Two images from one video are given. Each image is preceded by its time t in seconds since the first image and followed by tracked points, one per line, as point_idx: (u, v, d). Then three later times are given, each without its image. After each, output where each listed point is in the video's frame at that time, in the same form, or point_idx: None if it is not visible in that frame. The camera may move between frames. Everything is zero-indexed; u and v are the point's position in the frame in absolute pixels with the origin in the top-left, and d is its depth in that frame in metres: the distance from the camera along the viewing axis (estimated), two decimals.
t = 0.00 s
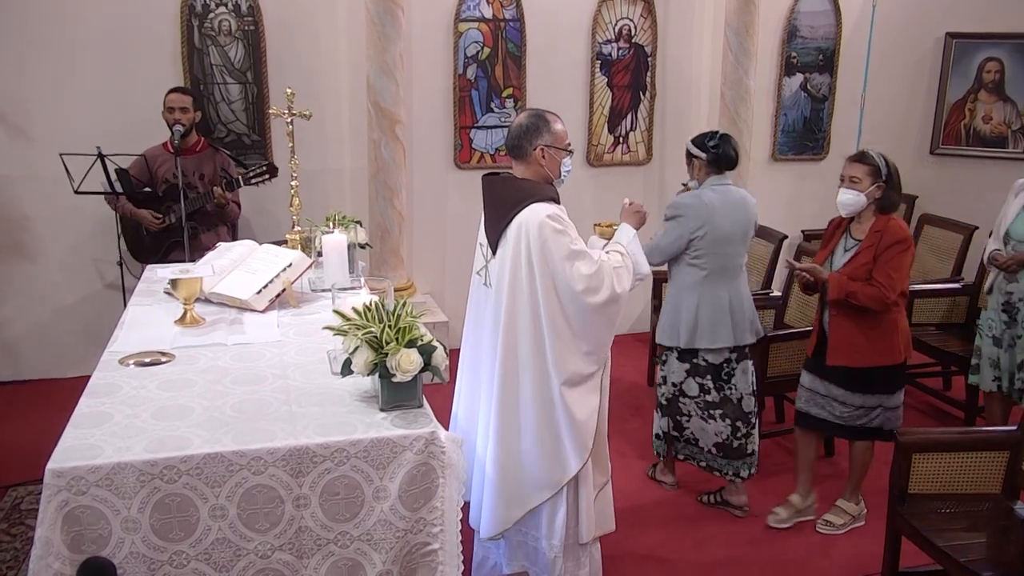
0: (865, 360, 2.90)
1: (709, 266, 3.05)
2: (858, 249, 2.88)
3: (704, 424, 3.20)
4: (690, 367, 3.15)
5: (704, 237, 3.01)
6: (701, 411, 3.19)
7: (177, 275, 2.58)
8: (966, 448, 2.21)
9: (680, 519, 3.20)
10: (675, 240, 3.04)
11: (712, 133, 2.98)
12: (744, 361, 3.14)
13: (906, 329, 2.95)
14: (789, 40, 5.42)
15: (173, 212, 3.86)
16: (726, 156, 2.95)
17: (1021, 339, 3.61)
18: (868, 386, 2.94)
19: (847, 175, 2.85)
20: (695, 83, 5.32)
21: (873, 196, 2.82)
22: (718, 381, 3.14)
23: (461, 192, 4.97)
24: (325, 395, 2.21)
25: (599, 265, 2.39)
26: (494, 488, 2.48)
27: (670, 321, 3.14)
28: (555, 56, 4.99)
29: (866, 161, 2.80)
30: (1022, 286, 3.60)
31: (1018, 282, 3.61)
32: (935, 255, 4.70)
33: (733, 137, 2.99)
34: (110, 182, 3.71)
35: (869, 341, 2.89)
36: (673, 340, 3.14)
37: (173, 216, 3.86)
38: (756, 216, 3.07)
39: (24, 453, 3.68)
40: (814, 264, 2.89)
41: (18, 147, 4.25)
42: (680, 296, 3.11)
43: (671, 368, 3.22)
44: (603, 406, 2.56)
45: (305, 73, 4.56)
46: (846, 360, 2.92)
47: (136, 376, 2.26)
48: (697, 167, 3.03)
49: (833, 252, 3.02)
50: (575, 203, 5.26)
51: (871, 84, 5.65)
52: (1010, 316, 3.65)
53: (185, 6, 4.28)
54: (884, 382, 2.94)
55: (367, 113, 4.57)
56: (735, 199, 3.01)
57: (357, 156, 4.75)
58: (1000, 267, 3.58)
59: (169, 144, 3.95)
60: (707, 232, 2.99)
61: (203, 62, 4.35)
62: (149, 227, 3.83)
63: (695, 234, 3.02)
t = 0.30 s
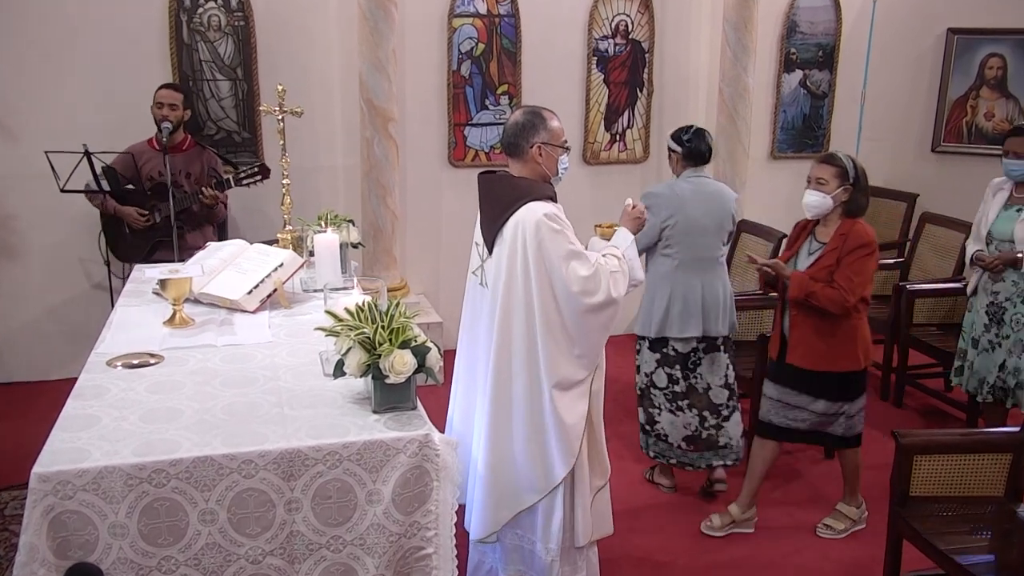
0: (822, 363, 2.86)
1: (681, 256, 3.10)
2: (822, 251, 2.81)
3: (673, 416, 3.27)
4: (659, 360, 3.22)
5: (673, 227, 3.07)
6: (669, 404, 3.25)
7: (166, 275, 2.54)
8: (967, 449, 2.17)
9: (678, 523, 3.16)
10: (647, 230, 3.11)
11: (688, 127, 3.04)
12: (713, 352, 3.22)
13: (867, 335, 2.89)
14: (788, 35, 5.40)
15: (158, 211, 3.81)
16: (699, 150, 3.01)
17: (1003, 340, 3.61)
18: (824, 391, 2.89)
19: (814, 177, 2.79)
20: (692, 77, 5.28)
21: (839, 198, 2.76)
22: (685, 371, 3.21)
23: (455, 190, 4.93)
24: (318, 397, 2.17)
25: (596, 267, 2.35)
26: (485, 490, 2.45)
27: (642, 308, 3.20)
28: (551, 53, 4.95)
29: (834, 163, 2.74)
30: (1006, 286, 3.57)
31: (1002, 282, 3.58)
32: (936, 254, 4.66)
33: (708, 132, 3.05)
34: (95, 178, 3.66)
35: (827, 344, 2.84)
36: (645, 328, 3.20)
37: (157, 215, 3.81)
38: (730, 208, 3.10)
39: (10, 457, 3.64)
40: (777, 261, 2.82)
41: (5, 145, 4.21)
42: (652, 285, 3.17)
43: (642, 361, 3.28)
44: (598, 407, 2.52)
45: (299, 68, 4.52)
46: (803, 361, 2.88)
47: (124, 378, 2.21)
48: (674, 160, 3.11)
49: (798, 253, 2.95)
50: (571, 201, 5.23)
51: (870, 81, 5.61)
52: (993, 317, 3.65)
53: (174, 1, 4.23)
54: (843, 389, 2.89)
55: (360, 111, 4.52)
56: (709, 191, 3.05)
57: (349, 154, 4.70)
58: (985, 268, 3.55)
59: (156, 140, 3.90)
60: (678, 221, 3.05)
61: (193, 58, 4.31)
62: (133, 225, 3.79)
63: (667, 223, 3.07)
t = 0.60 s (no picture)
0: (770, 360, 2.78)
1: (674, 251, 3.09)
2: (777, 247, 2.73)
3: (645, 410, 3.24)
4: (645, 351, 3.17)
5: (666, 222, 3.05)
6: (645, 397, 3.22)
7: (155, 275, 2.49)
8: (969, 452, 2.14)
9: (676, 527, 3.13)
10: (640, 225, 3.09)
11: (679, 124, 3.04)
12: (701, 347, 3.20)
13: (819, 336, 2.81)
14: (787, 32, 5.36)
15: (142, 212, 3.76)
16: (689, 145, 3.01)
17: (998, 342, 3.61)
18: (767, 391, 2.82)
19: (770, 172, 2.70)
20: (691, 77, 5.28)
21: (795, 194, 2.68)
22: (669, 366, 3.17)
23: (450, 188, 4.89)
24: (309, 399, 2.13)
25: (596, 267, 2.32)
26: (482, 494, 2.41)
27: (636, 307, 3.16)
28: (547, 49, 4.91)
29: (791, 159, 2.65)
30: (1002, 287, 3.56)
31: (998, 283, 3.57)
32: (939, 254, 4.62)
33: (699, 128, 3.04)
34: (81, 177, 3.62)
35: (776, 341, 2.77)
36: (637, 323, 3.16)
37: (141, 217, 3.76)
38: (723, 203, 3.09)
39: None
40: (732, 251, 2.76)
41: None
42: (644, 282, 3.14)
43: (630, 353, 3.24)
44: (596, 408, 2.48)
45: (292, 65, 4.48)
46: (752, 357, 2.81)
47: (112, 380, 2.17)
48: (666, 157, 3.10)
49: (754, 248, 2.89)
50: (568, 199, 5.19)
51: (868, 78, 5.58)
52: (987, 319, 3.65)
53: None
54: (787, 393, 2.81)
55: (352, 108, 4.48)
56: (700, 185, 3.04)
57: (341, 152, 4.66)
58: (982, 270, 3.52)
59: (143, 139, 3.85)
60: (672, 215, 3.03)
61: (181, 54, 4.26)
62: (117, 227, 3.74)
63: (661, 218, 3.05)
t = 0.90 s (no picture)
0: (750, 360, 2.70)
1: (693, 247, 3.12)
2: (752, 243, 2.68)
3: (656, 402, 3.22)
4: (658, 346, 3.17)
5: (684, 217, 3.09)
6: (658, 389, 3.20)
7: (142, 275, 2.45)
8: (972, 454, 2.10)
9: (674, 530, 3.09)
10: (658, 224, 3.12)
11: (678, 123, 3.11)
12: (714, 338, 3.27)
13: (797, 334, 2.75)
14: (786, 27, 5.33)
15: (127, 212, 3.70)
16: (695, 142, 3.07)
17: (983, 345, 3.59)
18: (750, 392, 2.72)
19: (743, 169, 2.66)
20: (688, 78, 5.26)
21: (771, 190, 2.63)
22: (684, 356, 3.20)
23: (444, 187, 4.85)
24: (300, 402, 2.09)
25: (598, 265, 2.28)
26: (482, 501, 2.37)
27: (651, 304, 3.15)
28: (543, 45, 4.87)
29: (765, 155, 2.61)
30: (987, 289, 3.54)
31: (984, 284, 3.55)
32: (940, 253, 4.59)
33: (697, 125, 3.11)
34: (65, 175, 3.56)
35: (754, 340, 2.69)
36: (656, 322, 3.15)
37: (126, 217, 3.70)
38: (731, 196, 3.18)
39: None
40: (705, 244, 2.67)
41: None
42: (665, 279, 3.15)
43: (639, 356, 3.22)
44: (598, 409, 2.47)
45: (285, 63, 4.44)
46: (729, 359, 2.73)
47: (98, 382, 2.12)
48: (669, 157, 3.16)
49: (730, 246, 2.83)
50: (564, 197, 5.15)
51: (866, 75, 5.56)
52: (973, 320, 3.63)
53: None
54: (770, 391, 2.74)
55: (344, 105, 4.43)
56: (708, 180, 3.12)
57: (333, 149, 4.61)
58: (967, 269, 3.52)
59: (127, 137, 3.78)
60: (688, 213, 3.08)
61: (169, 50, 4.21)
62: (101, 228, 3.68)
63: (677, 216, 3.10)
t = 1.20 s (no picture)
0: (737, 362, 2.69)
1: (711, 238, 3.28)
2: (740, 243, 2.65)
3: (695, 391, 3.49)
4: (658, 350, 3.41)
5: (700, 212, 3.24)
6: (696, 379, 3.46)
7: (130, 276, 2.41)
8: (974, 457, 2.07)
9: (673, 535, 3.05)
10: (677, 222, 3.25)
11: (669, 124, 3.27)
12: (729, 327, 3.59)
13: (788, 336, 2.72)
14: (785, 22, 5.30)
15: (116, 211, 3.68)
16: (689, 138, 3.22)
17: (983, 348, 3.56)
18: (735, 395, 2.71)
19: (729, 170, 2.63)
20: (686, 74, 5.22)
21: (759, 190, 2.59)
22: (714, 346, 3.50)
23: (439, 185, 4.81)
24: (291, 404, 2.04)
25: (608, 251, 2.30)
26: (484, 507, 2.33)
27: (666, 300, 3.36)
28: (538, 41, 4.84)
29: (751, 154, 2.57)
30: (984, 291, 3.52)
31: (981, 287, 3.53)
32: (941, 252, 4.56)
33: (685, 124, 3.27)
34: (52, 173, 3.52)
35: (741, 341, 2.68)
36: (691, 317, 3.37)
37: (115, 216, 3.67)
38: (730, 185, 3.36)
39: None
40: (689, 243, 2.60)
41: None
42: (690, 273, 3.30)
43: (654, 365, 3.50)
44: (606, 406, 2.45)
45: (277, 60, 4.40)
46: (719, 362, 2.71)
47: (85, 385, 2.08)
48: (666, 159, 3.31)
49: (719, 246, 2.79)
50: (561, 195, 5.12)
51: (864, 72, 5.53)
52: (971, 324, 3.60)
53: None
54: (761, 393, 2.69)
55: (336, 102, 4.39)
56: (711, 175, 3.29)
57: (325, 147, 4.57)
58: (963, 270, 3.49)
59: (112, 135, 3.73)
60: (701, 208, 3.23)
61: (157, 45, 4.16)
62: (90, 226, 3.65)
63: (692, 212, 3.24)
